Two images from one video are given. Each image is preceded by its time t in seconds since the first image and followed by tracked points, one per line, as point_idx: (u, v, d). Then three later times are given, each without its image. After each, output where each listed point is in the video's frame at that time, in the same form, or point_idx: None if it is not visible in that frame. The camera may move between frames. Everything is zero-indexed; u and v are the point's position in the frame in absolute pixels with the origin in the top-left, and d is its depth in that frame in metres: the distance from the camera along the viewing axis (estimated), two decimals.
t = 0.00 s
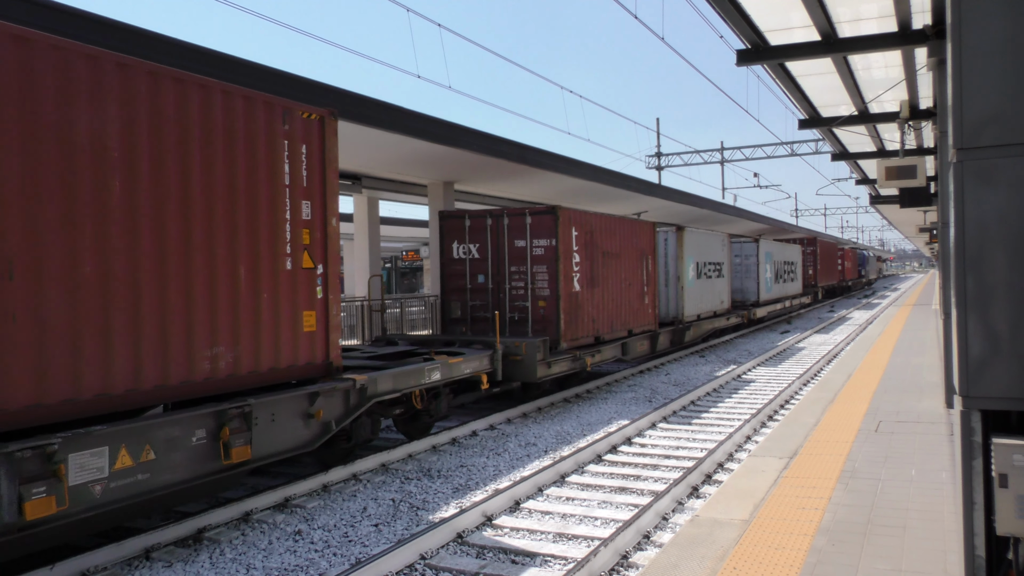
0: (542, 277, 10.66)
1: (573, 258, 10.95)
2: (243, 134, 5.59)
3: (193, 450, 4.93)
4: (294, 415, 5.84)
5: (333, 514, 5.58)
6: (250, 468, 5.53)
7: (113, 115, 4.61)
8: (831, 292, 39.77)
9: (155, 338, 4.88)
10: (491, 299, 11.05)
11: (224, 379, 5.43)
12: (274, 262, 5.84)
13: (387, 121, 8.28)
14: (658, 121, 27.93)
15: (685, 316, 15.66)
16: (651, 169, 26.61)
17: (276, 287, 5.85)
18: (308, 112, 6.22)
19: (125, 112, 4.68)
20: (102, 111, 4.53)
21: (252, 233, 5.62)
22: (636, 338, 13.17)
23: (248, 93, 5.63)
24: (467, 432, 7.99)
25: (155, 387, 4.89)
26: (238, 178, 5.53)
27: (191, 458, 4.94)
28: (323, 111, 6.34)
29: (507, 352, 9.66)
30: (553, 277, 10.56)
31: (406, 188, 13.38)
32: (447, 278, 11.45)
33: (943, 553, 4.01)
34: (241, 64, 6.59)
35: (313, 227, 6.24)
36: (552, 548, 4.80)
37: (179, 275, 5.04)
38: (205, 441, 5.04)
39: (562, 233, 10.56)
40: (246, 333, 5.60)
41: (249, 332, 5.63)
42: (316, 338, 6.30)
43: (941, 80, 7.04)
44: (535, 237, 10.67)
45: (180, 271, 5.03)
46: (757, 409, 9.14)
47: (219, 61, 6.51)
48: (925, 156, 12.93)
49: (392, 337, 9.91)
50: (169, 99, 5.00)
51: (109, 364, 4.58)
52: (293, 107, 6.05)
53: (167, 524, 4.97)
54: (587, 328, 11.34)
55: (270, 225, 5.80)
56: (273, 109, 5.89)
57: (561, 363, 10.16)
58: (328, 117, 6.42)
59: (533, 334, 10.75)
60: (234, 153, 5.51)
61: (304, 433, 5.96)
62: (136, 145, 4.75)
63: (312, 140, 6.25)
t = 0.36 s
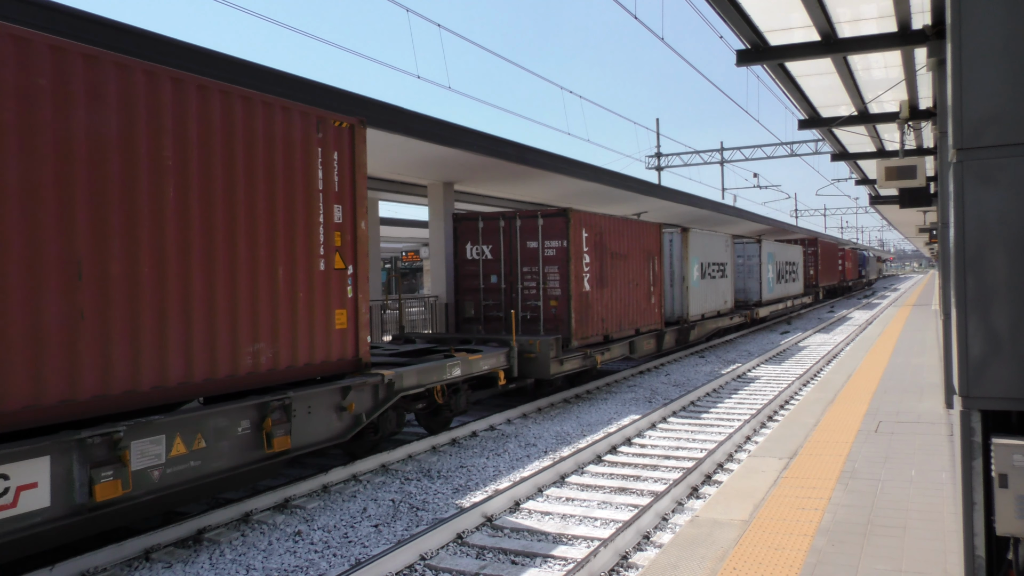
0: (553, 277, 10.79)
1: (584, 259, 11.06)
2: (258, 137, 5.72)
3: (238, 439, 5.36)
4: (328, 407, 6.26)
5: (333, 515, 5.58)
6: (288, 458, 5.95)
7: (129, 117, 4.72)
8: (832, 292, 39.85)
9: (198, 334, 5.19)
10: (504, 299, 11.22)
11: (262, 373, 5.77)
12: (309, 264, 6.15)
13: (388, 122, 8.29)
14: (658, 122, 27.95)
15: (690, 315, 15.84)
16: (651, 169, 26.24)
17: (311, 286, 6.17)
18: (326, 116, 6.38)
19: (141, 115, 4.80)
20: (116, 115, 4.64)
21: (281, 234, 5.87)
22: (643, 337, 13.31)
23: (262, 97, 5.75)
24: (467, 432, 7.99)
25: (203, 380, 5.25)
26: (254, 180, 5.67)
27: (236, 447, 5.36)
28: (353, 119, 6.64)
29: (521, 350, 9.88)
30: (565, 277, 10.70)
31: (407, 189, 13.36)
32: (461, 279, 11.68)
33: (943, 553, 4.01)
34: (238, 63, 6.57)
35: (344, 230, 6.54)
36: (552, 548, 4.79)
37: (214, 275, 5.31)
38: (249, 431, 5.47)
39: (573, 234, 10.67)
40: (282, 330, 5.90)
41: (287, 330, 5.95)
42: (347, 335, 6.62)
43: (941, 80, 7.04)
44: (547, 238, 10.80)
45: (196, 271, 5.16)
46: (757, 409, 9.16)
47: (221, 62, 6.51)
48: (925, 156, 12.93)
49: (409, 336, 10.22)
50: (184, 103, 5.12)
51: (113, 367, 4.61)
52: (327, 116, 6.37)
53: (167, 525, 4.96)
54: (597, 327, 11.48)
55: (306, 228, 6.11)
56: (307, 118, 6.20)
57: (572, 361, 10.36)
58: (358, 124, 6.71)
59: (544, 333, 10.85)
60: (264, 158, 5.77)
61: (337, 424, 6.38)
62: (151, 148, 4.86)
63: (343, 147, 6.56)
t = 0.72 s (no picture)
0: (564, 277, 11.20)
1: (594, 259, 11.48)
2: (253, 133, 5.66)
3: (280, 429, 5.73)
4: (358, 401, 6.60)
5: (333, 515, 5.58)
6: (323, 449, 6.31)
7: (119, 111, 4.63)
8: (832, 292, 39.88)
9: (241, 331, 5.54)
10: (516, 298, 11.63)
11: (299, 368, 6.12)
12: (341, 264, 6.53)
13: (390, 122, 8.31)
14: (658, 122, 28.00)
15: (695, 315, 16.04)
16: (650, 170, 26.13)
17: (343, 285, 6.55)
18: (326, 114, 6.38)
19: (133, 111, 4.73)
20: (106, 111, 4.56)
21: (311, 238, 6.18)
22: (650, 336, 13.64)
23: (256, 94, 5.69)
24: (467, 433, 7.97)
25: (248, 374, 5.62)
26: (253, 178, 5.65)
27: (277, 436, 5.73)
28: (381, 128, 7.04)
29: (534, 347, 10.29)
30: (575, 277, 11.09)
31: (408, 189, 13.39)
32: (474, 278, 12.07)
33: (942, 554, 4.02)
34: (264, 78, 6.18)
35: (372, 232, 6.93)
36: (552, 549, 4.79)
37: (254, 275, 5.64)
38: (288, 422, 5.82)
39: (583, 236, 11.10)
40: (315, 327, 6.24)
41: (321, 327, 6.31)
42: (375, 332, 6.98)
43: (941, 81, 7.06)
44: (558, 239, 11.22)
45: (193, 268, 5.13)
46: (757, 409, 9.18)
47: (224, 63, 6.53)
48: (925, 156, 12.94)
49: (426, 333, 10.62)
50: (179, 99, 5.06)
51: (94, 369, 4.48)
52: (358, 125, 6.77)
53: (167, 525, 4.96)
54: (605, 326, 11.87)
55: (337, 230, 6.50)
56: (340, 126, 6.59)
57: (584, 358, 10.75)
58: (384, 132, 7.11)
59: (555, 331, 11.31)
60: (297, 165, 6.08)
61: (367, 417, 6.72)
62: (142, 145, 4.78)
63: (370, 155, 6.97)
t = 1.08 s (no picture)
0: (575, 277, 11.43)
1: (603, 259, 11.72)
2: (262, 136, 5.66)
3: (313, 421, 5.99)
4: (386, 395, 6.90)
5: (333, 515, 5.58)
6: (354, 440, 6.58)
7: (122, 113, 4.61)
8: (833, 292, 39.93)
9: (276, 329, 5.75)
10: (527, 297, 11.81)
11: (329, 365, 6.34)
12: (369, 264, 6.74)
13: (392, 122, 8.32)
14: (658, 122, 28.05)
15: (700, 314, 16.23)
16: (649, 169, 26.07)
17: (371, 285, 6.76)
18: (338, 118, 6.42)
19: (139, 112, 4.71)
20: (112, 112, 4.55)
21: (331, 239, 6.29)
22: (656, 335, 13.91)
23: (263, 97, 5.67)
24: (467, 434, 7.96)
25: (284, 369, 5.85)
26: (264, 180, 5.66)
27: (311, 429, 6.00)
28: (405, 133, 7.21)
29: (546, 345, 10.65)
30: (585, 277, 11.33)
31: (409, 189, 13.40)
32: (486, 278, 12.21)
33: (942, 554, 4.02)
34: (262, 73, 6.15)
35: (398, 234, 7.13)
36: (551, 549, 4.79)
37: (287, 275, 5.84)
38: (323, 414, 6.13)
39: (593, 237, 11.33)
40: (344, 325, 6.44)
41: (350, 325, 6.52)
42: (401, 330, 7.16)
43: (941, 82, 7.08)
44: (569, 240, 11.46)
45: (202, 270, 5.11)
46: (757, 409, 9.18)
47: (226, 64, 6.52)
48: (925, 157, 12.95)
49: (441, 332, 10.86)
50: (185, 101, 5.04)
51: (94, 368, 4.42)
52: (384, 131, 6.96)
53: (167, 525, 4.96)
54: (613, 325, 12.06)
55: (366, 232, 6.73)
56: (367, 133, 6.78)
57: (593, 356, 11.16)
58: (409, 138, 7.34)
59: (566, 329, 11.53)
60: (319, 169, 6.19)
61: (394, 410, 7.02)
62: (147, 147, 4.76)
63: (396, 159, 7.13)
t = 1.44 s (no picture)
0: (585, 278, 11.71)
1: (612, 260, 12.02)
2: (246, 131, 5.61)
3: (346, 413, 6.42)
4: (411, 389, 7.31)
5: (333, 515, 5.59)
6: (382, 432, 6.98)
7: (101, 110, 4.56)
8: (835, 293, 39.93)
9: (311, 325, 6.19)
10: (539, 297, 12.11)
11: (359, 359, 6.79)
12: (395, 265, 7.20)
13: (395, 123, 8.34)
14: (660, 123, 28.08)
15: (705, 314, 16.46)
16: (650, 172, 26.32)
17: (397, 285, 7.23)
18: (326, 114, 6.40)
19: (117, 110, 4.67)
20: (92, 110, 4.51)
21: (353, 240, 6.66)
22: (664, 334, 14.25)
23: (259, 97, 5.73)
24: (467, 434, 7.95)
25: (319, 363, 6.31)
26: (249, 178, 5.62)
27: (345, 420, 6.43)
28: (429, 140, 7.73)
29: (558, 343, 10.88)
30: (596, 277, 11.59)
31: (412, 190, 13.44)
32: (498, 279, 12.54)
33: (943, 556, 4.01)
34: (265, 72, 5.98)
35: (422, 236, 7.60)
36: (552, 550, 4.79)
37: (321, 275, 6.28)
38: (354, 407, 6.54)
39: (603, 239, 11.61)
40: (371, 322, 6.87)
41: (379, 322, 6.99)
42: (424, 327, 7.66)
43: (942, 83, 7.08)
44: (579, 242, 11.72)
45: (185, 269, 5.09)
46: (758, 410, 9.16)
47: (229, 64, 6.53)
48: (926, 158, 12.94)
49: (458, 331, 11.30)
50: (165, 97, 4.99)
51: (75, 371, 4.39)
52: (410, 138, 7.44)
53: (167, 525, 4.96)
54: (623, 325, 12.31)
55: (393, 234, 7.18)
56: (394, 139, 7.27)
57: (604, 354, 11.41)
58: (431, 145, 7.82)
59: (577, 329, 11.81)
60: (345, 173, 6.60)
61: (419, 404, 7.44)
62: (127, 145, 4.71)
63: (417, 163, 7.59)
